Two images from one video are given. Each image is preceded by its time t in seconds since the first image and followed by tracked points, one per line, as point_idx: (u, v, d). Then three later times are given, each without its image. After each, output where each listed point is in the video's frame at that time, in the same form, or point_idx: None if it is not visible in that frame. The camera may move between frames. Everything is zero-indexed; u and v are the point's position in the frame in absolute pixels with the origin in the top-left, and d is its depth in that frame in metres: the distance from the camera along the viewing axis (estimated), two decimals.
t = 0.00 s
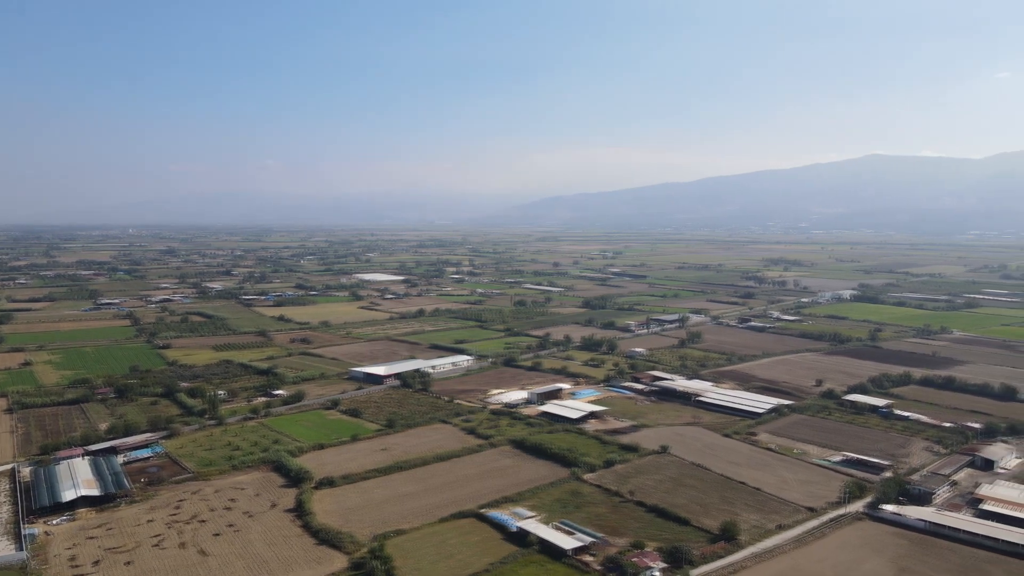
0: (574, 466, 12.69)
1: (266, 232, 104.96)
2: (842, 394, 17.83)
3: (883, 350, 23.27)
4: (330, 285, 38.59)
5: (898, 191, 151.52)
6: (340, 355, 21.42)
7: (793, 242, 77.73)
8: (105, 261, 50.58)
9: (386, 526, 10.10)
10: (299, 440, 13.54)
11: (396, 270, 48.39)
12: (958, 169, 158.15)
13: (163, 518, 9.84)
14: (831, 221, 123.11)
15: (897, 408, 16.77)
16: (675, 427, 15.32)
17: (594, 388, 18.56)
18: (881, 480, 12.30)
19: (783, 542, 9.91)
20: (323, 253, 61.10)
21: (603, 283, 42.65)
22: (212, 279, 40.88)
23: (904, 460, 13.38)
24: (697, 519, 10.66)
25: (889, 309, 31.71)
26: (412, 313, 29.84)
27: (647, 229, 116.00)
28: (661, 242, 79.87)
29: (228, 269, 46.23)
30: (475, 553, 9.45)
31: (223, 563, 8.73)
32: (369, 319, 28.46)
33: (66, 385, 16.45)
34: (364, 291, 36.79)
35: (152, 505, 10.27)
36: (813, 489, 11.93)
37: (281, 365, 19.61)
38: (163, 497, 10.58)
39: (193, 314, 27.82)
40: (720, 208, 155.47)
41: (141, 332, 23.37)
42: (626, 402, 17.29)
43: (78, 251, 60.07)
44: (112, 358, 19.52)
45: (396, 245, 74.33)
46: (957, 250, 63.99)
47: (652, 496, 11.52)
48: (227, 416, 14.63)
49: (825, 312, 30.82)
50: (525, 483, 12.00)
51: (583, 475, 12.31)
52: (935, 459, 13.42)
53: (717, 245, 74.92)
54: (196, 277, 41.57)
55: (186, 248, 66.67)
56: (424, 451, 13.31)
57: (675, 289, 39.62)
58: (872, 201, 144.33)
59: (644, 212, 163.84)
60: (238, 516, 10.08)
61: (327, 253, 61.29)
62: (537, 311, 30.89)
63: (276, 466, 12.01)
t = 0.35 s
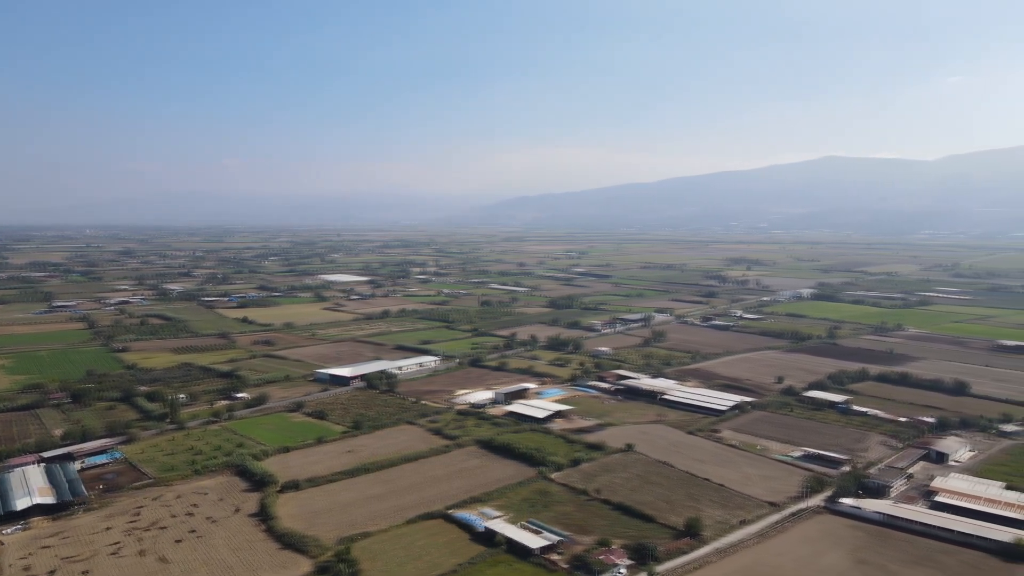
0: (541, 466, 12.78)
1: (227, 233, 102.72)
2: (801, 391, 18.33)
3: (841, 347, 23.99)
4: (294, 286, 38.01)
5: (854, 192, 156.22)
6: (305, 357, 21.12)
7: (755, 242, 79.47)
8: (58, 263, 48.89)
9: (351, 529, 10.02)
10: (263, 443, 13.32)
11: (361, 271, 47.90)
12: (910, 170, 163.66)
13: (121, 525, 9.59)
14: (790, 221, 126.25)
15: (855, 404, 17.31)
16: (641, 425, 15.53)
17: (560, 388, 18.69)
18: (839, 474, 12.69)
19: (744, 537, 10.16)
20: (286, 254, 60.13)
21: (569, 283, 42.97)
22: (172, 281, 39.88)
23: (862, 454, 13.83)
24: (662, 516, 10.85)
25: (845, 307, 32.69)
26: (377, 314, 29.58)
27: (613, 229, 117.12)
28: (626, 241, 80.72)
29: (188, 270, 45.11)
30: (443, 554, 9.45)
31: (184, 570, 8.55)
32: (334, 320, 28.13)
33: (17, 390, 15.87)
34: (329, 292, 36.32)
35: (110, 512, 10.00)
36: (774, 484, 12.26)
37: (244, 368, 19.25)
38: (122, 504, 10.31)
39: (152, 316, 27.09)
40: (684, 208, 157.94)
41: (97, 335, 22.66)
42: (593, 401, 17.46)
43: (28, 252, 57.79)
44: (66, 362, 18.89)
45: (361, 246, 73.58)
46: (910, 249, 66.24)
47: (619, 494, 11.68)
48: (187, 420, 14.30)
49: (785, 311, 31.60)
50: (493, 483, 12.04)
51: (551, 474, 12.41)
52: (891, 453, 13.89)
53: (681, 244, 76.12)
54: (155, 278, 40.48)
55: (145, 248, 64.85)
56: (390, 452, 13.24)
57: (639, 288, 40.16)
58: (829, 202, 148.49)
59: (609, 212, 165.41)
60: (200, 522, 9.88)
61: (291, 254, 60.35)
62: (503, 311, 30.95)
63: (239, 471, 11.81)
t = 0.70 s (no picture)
0: (507, 465, 12.84)
1: (185, 233, 100.14)
2: (761, 388, 18.81)
3: (799, 344, 24.66)
4: (255, 287, 37.30)
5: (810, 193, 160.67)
6: (267, 359, 20.77)
7: (716, 242, 81.15)
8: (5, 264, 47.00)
9: (315, 533, 9.92)
10: (224, 447, 13.07)
11: (324, 272, 47.29)
12: (864, 172, 168.97)
13: (76, 534, 9.32)
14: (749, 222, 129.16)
15: (813, 400, 17.82)
16: (606, 424, 15.73)
17: (526, 388, 18.79)
18: (798, 469, 13.08)
19: (706, 532, 10.39)
20: (247, 255, 58.97)
21: (534, 283, 43.18)
22: (127, 282, 38.72)
23: (819, 449, 14.27)
24: (627, 513, 11.02)
25: (802, 305, 33.61)
26: (341, 315, 29.26)
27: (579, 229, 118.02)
28: (591, 242, 81.46)
29: (145, 271, 43.86)
30: (409, 555, 9.43)
31: None
32: (296, 322, 27.70)
33: None
34: (292, 293, 35.72)
35: (65, 521, 9.70)
36: (735, 480, 12.56)
37: (204, 371, 18.83)
38: (77, 512, 10.02)
39: (107, 319, 26.27)
40: (648, 209, 160.12)
41: (49, 339, 21.88)
42: (558, 401, 17.61)
43: None
44: (16, 367, 18.20)
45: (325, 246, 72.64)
46: (864, 249, 68.44)
47: (584, 493, 11.81)
48: (145, 425, 13.94)
49: (746, 309, 32.34)
50: (458, 483, 12.05)
51: (516, 474, 12.48)
52: (847, 448, 14.35)
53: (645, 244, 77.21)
54: (109, 280, 39.27)
55: (99, 249, 62.77)
56: (354, 454, 13.12)
57: (604, 288, 40.63)
58: (787, 202, 152.38)
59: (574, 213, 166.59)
60: (158, 529, 9.65)
61: (252, 255, 59.20)
62: (468, 311, 30.94)
63: (199, 476, 11.57)
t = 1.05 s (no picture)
0: (473, 466, 12.86)
1: (142, 232, 97.33)
2: (723, 386, 19.22)
3: (759, 342, 25.26)
4: (215, 289, 36.50)
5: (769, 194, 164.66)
6: (228, 362, 20.36)
7: (679, 241, 82.60)
8: None
9: (279, 538, 9.78)
10: (183, 452, 12.78)
11: (286, 273, 46.55)
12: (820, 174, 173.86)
13: (29, 544, 9.02)
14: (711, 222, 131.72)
15: (773, 397, 18.28)
16: (571, 423, 15.87)
17: (492, 388, 18.82)
18: (759, 465, 13.43)
19: (670, 529, 10.59)
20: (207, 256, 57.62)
21: (500, 283, 43.26)
22: (81, 284, 37.48)
23: (780, 445, 14.67)
24: (593, 512, 11.16)
25: (762, 304, 34.44)
26: (304, 317, 28.85)
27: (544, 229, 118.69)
28: (558, 242, 82.01)
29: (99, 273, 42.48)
30: (375, 558, 9.39)
31: None
32: (258, 323, 27.21)
33: None
34: (254, 295, 35.06)
35: (17, 531, 9.39)
36: (697, 477, 12.83)
37: (163, 375, 18.36)
38: (30, 521, 9.70)
39: (59, 322, 25.39)
40: (612, 209, 161.96)
41: None
42: (524, 401, 17.70)
43: None
44: None
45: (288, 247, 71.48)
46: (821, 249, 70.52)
47: (550, 492, 11.91)
48: (101, 431, 13.55)
49: (708, 308, 32.98)
50: (424, 485, 12.03)
51: (482, 474, 12.51)
52: (806, 444, 14.78)
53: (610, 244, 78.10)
54: (62, 282, 37.96)
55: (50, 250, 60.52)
56: (318, 457, 12.98)
57: (569, 287, 40.98)
58: (747, 202, 155.87)
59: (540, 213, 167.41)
60: (115, 537, 9.40)
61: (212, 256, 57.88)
62: (434, 312, 30.82)
63: (158, 482, 11.29)
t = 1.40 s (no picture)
0: (439, 467, 12.85)
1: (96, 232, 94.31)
2: (687, 383, 19.58)
3: (720, 341, 25.79)
4: (174, 290, 35.61)
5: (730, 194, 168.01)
6: (188, 365, 19.90)
7: (643, 241, 83.74)
8: None
9: (242, 543, 9.63)
10: (142, 458, 12.48)
11: (248, 274, 45.68)
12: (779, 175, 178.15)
13: None
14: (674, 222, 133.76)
15: (735, 394, 18.70)
16: (537, 422, 15.97)
17: (458, 388, 18.80)
18: (722, 461, 13.76)
19: (634, 525, 10.77)
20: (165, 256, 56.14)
21: (465, 283, 43.19)
22: (32, 286, 36.15)
23: (742, 441, 15.05)
24: (559, 510, 11.27)
25: (723, 303, 35.15)
26: (267, 318, 28.36)
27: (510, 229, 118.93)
28: (524, 242, 82.32)
29: (51, 275, 41.02)
30: (341, 562, 9.32)
31: None
32: (219, 325, 26.64)
33: None
34: (214, 296, 34.30)
35: None
36: (661, 474, 13.07)
37: (120, 379, 17.85)
38: None
39: (9, 325, 24.46)
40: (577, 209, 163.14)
41: None
42: (490, 401, 17.73)
43: None
44: None
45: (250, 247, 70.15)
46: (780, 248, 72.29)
47: (517, 491, 11.99)
48: (55, 437, 13.12)
49: (671, 307, 33.50)
50: (390, 486, 11.98)
51: (449, 475, 12.51)
52: (767, 440, 15.18)
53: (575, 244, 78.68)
54: (11, 284, 36.55)
55: None
56: (282, 460, 12.81)
57: (535, 287, 41.18)
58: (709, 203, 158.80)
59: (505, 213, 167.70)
60: (71, 546, 9.14)
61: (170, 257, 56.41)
62: (399, 313, 30.61)
63: (115, 488, 11.00)
